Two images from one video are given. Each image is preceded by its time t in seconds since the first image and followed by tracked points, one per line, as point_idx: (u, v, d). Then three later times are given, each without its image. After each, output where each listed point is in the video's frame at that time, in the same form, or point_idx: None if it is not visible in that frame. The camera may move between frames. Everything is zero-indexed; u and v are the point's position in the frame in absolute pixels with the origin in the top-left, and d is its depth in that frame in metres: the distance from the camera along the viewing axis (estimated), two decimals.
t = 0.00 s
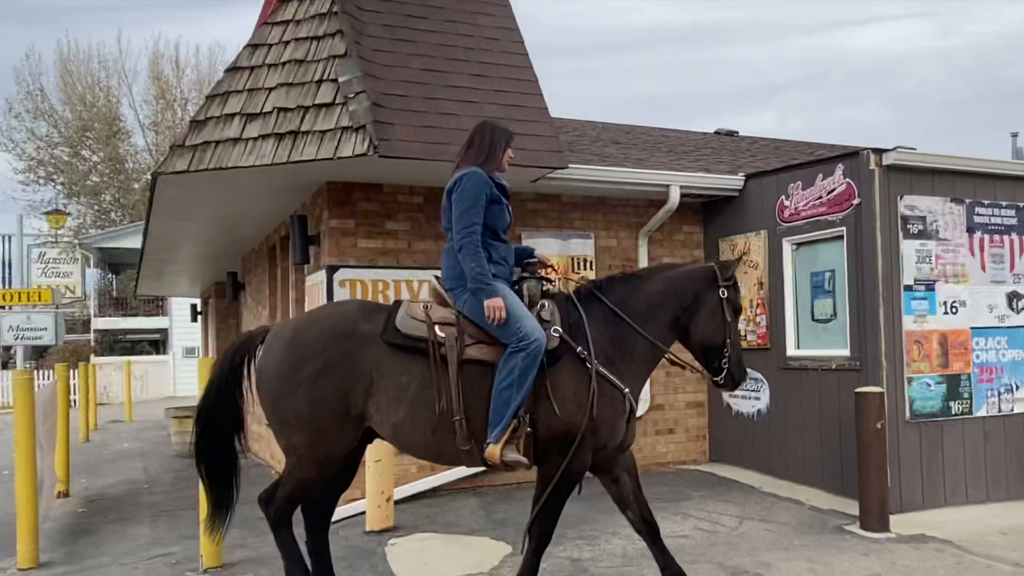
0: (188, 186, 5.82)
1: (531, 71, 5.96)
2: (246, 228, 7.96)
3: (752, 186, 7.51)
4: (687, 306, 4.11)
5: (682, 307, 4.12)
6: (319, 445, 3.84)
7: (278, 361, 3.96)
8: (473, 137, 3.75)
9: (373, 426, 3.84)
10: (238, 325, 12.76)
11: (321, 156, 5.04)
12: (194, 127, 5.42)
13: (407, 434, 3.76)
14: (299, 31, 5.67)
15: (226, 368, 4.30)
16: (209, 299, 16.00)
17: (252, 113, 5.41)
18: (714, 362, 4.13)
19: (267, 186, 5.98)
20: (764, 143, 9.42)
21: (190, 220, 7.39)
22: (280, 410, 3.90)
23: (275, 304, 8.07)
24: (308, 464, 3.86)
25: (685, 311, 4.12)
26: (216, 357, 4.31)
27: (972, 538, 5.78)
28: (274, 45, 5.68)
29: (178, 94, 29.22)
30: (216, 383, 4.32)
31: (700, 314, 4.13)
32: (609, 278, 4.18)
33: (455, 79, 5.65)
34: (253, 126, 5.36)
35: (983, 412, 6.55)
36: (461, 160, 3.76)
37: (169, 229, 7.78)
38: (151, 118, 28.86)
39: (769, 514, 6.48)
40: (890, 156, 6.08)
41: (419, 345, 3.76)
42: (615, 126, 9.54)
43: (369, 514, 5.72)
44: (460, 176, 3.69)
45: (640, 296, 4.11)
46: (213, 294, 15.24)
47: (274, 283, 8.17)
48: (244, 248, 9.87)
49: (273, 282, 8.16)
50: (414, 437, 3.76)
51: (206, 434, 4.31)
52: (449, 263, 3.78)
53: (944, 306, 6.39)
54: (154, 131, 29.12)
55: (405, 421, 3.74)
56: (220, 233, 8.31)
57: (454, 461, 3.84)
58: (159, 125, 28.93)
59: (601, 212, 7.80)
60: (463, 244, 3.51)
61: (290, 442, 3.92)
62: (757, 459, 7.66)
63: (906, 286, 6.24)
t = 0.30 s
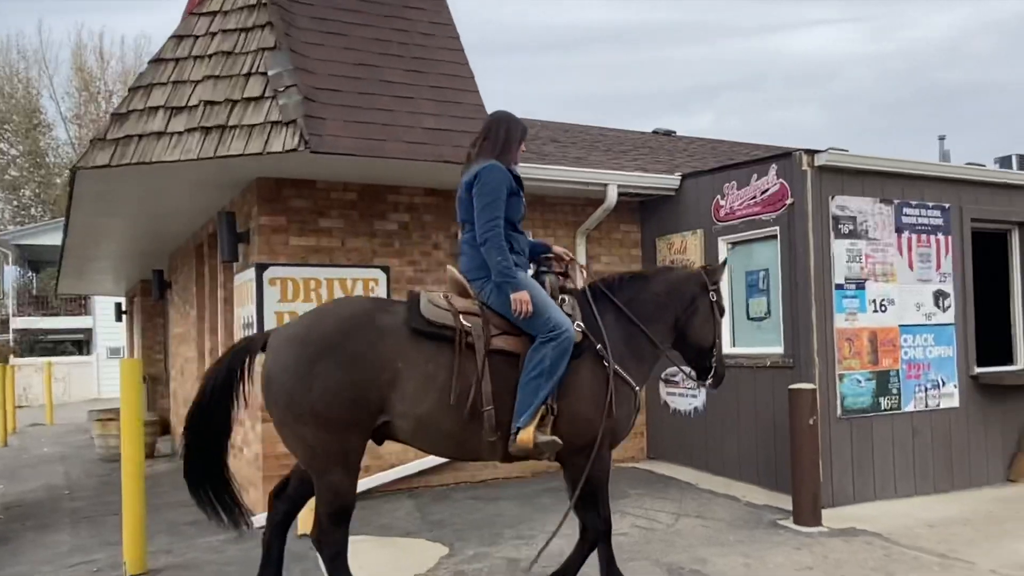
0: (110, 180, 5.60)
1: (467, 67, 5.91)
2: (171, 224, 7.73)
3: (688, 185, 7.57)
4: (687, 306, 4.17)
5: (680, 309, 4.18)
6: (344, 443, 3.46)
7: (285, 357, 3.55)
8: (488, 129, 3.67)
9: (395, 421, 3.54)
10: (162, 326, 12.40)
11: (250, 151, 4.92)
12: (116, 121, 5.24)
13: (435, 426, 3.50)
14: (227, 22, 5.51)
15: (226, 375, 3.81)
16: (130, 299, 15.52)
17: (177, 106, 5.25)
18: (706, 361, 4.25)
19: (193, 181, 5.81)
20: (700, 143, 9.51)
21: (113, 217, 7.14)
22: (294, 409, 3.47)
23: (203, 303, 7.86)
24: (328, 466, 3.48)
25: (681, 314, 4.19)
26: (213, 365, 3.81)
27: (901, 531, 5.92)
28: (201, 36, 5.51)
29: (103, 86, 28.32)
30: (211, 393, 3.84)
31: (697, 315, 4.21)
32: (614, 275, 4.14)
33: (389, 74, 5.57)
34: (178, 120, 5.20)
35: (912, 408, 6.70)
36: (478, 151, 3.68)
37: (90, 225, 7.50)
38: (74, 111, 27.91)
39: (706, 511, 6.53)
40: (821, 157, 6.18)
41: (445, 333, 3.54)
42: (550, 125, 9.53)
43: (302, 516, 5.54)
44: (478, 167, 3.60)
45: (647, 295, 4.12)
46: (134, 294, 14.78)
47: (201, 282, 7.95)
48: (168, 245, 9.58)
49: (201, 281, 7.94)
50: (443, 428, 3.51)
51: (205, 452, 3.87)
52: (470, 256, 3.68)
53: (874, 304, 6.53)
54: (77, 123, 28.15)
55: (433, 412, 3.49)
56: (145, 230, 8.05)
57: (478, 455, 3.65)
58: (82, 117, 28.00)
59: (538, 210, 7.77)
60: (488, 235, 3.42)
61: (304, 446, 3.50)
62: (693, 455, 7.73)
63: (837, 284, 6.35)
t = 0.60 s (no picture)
0: (37, 176, 5.40)
1: (411, 64, 5.84)
2: (103, 222, 7.49)
3: (633, 185, 7.59)
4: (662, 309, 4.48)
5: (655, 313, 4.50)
6: (353, 444, 3.30)
7: (291, 357, 3.33)
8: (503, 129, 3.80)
9: (407, 421, 3.42)
10: (94, 327, 12.03)
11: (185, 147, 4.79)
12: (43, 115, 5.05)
13: (451, 423, 3.43)
14: (160, 15, 5.35)
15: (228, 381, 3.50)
16: (60, 299, 15.02)
17: (108, 100, 5.09)
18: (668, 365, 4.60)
19: (124, 177, 5.63)
20: (644, 143, 9.55)
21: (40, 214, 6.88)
22: (303, 410, 3.26)
23: (136, 303, 7.64)
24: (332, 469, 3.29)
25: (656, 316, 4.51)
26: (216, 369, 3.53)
27: (841, 526, 6.01)
28: (134, 28, 5.35)
29: (34, 79, 27.42)
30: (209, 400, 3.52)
31: (668, 320, 4.56)
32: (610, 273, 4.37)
33: (329, 70, 5.47)
34: (110, 114, 5.04)
35: (852, 405, 6.81)
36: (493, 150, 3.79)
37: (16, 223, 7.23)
38: (4, 105, 26.96)
39: (652, 510, 6.51)
40: (764, 158, 6.25)
41: (470, 331, 3.50)
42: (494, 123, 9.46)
43: (239, 522, 5.28)
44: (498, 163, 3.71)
45: (632, 298, 4.43)
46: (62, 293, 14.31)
47: (135, 282, 7.72)
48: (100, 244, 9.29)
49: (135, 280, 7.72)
50: (459, 425, 3.45)
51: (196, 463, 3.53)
52: (483, 251, 3.74)
53: (815, 303, 6.62)
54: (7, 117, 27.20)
55: (453, 410, 3.42)
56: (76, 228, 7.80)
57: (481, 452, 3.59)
58: (11, 111, 27.05)
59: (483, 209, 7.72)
60: (517, 226, 3.51)
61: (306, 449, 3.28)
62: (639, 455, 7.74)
63: (780, 284, 6.42)
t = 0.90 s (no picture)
0: None
1: (361, 61, 5.77)
2: (42, 220, 7.28)
3: (587, 185, 7.60)
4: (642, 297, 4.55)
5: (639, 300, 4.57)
6: (383, 445, 3.24)
7: (325, 357, 3.22)
8: (504, 125, 3.91)
9: (434, 421, 3.40)
10: (33, 329, 11.70)
11: (127, 143, 4.68)
12: None
13: (479, 423, 3.45)
14: (102, 7, 5.20)
15: (250, 374, 3.31)
16: None
17: (48, 95, 4.94)
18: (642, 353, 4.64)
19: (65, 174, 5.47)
20: (599, 143, 9.56)
21: None
22: (334, 410, 3.15)
23: (77, 303, 7.45)
24: (360, 470, 3.21)
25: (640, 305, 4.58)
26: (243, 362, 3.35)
27: (792, 523, 6.07)
28: (75, 20, 5.20)
29: None
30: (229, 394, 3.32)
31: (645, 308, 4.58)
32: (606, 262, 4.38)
33: (278, 66, 5.38)
34: (50, 109, 4.90)
35: (803, 403, 6.89)
36: (499, 146, 3.88)
37: None
38: None
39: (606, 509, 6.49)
40: (717, 159, 6.30)
41: (502, 332, 3.52)
42: (448, 122, 9.40)
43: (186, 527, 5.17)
44: (511, 157, 3.81)
45: (618, 285, 4.43)
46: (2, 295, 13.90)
47: (76, 282, 7.52)
48: (40, 242, 9.03)
49: (76, 280, 7.53)
50: (485, 424, 3.47)
51: (215, 463, 3.30)
52: (503, 248, 3.79)
53: (767, 303, 6.68)
54: None
55: (483, 409, 3.45)
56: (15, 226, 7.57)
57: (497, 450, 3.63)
58: None
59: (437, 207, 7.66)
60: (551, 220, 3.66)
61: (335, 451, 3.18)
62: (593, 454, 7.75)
63: (732, 284, 6.47)
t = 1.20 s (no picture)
0: None
1: (320, 58, 5.71)
2: None
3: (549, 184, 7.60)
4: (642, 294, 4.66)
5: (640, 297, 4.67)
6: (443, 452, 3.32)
7: (372, 363, 3.22)
8: (523, 129, 3.95)
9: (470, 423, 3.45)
10: None
11: (80, 141, 4.59)
12: None
13: (512, 423, 3.55)
14: None
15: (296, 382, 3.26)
16: None
17: None
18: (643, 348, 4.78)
19: (14, 172, 5.34)
20: (561, 142, 9.57)
21: None
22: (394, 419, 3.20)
23: (25, 303, 7.28)
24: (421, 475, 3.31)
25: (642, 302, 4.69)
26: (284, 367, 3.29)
27: (753, 521, 6.12)
28: (23, 13, 5.07)
29: None
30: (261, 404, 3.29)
31: (646, 303, 4.72)
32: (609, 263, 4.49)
33: (234, 62, 5.31)
34: None
35: (764, 401, 6.95)
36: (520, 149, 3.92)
37: None
38: None
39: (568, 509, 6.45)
40: (678, 159, 6.34)
41: (527, 334, 3.58)
42: (409, 120, 9.35)
43: (139, 532, 5.06)
44: (537, 161, 3.85)
45: (621, 284, 4.58)
46: None
47: (25, 282, 7.35)
48: None
49: (25, 280, 7.36)
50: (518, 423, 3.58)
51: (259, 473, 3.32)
52: (525, 253, 3.80)
53: (727, 302, 6.73)
54: None
55: (513, 409, 3.55)
56: None
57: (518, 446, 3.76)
58: None
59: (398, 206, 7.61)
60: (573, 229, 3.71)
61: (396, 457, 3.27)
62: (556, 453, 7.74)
63: (693, 284, 6.50)
